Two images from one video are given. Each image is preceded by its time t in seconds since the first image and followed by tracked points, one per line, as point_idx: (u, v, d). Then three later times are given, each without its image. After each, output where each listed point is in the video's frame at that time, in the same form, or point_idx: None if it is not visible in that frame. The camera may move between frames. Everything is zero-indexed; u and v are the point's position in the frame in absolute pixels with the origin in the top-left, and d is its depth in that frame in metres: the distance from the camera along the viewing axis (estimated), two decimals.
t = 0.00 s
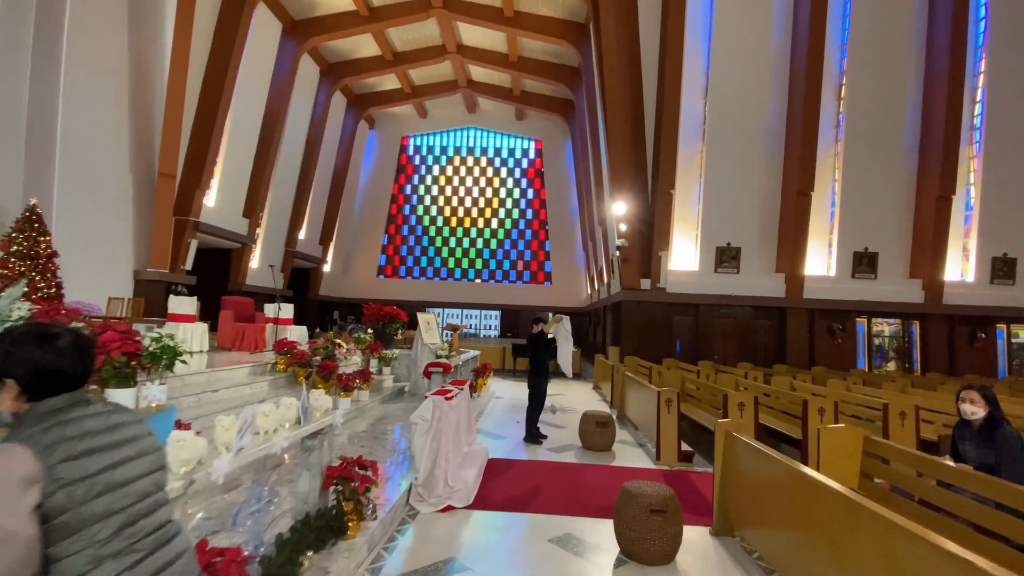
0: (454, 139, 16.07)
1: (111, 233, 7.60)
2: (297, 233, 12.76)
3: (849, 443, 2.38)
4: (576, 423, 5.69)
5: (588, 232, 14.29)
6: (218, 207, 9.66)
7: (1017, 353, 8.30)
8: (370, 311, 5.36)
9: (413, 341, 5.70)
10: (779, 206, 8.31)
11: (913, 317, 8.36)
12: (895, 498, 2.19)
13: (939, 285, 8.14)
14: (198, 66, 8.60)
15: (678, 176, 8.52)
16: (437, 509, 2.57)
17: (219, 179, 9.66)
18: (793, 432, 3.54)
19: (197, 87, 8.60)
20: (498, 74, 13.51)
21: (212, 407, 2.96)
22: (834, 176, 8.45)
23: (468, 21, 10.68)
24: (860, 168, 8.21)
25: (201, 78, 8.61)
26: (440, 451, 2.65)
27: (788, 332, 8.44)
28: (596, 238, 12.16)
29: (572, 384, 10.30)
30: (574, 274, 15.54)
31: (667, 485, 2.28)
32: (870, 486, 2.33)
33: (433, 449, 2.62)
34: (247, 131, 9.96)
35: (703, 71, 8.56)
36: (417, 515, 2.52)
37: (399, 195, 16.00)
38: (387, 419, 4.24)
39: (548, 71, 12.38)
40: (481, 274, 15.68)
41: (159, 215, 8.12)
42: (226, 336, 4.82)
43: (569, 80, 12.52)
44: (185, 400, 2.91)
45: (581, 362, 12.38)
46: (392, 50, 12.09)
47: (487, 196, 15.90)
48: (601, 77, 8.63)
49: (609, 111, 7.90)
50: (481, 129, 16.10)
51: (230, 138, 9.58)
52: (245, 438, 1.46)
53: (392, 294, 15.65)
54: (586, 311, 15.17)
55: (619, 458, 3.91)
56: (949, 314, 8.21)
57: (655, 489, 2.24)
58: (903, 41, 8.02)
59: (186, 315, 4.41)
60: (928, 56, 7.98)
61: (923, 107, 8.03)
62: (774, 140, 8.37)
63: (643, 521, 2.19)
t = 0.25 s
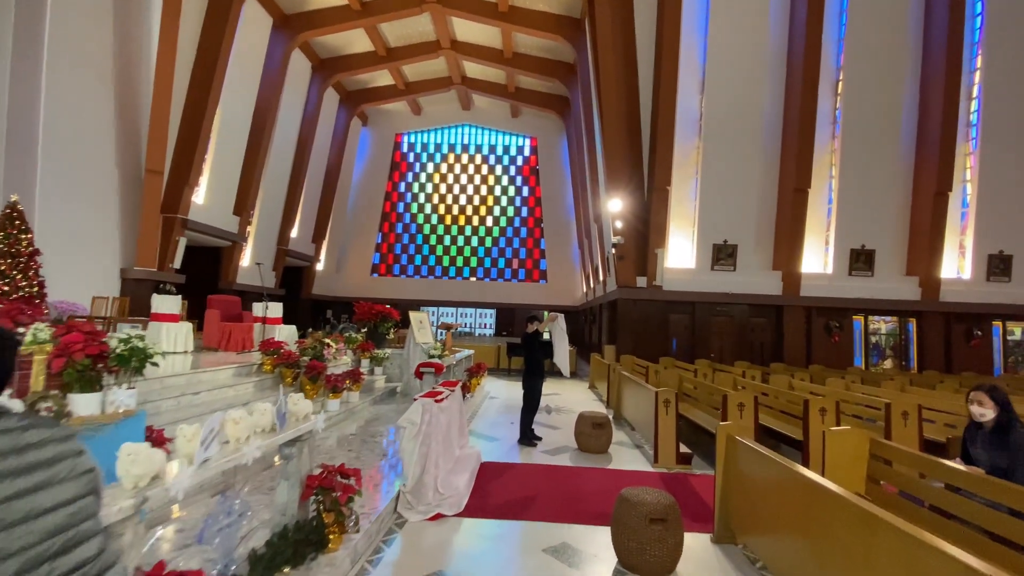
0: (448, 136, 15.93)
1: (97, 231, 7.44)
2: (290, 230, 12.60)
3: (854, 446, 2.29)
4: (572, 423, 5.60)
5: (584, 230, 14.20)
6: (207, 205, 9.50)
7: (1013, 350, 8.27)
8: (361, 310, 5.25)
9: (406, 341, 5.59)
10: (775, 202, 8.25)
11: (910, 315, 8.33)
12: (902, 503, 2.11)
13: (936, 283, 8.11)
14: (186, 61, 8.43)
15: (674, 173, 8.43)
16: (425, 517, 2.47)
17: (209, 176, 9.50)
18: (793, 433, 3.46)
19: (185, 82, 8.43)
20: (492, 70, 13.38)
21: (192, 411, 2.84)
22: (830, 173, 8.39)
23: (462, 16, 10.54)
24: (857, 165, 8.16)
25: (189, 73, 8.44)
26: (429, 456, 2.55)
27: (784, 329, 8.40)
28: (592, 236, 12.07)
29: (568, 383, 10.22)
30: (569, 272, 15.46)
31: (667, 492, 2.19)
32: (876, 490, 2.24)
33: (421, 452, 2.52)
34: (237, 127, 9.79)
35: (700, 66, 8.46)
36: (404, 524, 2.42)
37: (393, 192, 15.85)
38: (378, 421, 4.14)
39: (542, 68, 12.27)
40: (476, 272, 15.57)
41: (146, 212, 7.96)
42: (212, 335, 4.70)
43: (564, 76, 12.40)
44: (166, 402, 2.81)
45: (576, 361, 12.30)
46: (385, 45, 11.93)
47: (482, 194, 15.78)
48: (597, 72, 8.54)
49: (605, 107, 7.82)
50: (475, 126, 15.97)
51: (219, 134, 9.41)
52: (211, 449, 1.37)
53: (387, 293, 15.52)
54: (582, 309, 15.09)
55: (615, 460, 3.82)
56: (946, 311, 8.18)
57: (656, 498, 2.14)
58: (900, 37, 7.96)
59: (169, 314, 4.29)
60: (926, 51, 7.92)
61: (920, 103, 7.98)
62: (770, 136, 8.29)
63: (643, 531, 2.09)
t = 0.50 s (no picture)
0: (441, 132, 15.77)
1: (79, 228, 7.25)
2: (279, 228, 12.40)
3: (863, 449, 2.20)
4: (566, 423, 5.51)
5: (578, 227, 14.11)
6: (194, 202, 9.30)
7: (1007, 346, 8.28)
8: (351, 308, 5.12)
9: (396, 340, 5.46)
10: (770, 198, 8.19)
11: (905, 311, 8.31)
12: (911, 510, 2.02)
13: (930, 279, 8.09)
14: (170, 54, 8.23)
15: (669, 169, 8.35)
16: (412, 527, 2.36)
17: (195, 172, 9.31)
18: (793, 434, 3.38)
19: (169, 76, 8.23)
20: (484, 65, 13.24)
21: (166, 416, 2.71)
22: (825, 168, 8.34)
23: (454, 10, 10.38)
24: (852, 160, 8.10)
25: (173, 67, 8.24)
26: (418, 462, 2.43)
27: (780, 327, 8.35)
28: (586, 233, 11.98)
29: (562, 382, 10.13)
30: (563, 270, 15.37)
31: (667, 501, 2.09)
32: (885, 496, 2.16)
33: (409, 459, 2.40)
34: (223, 122, 9.59)
35: (694, 61, 8.37)
36: (390, 535, 2.31)
37: (385, 189, 15.67)
38: (368, 423, 4.02)
39: (535, 63, 12.14)
40: (469, 270, 15.44)
41: (130, 209, 7.76)
42: (194, 336, 4.55)
43: (557, 72, 12.28)
44: (139, 407, 2.67)
45: (570, 359, 12.21)
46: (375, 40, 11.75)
47: (475, 191, 15.64)
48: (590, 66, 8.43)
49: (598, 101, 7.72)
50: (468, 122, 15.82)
51: (205, 129, 9.21)
52: (167, 466, 1.32)
53: (379, 291, 15.36)
54: (576, 307, 15.02)
55: (611, 462, 3.72)
56: (941, 308, 8.17)
57: (655, 506, 2.04)
58: (896, 31, 7.89)
59: (150, 314, 4.14)
60: (920, 46, 7.87)
61: (915, 98, 7.94)
62: (765, 132, 8.22)
63: (642, 542, 1.99)
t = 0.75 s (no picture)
0: (431, 128, 15.60)
1: (56, 225, 7.02)
2: (266, 225, 12.18)
3: (867, 447, 2.13)
4: (559, 422, 5.43)
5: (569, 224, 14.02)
6: (176, 198, 9.08)
7: (997, 340, 8.33)
8: (338, 306, 4.99)
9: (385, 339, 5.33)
10: (763, 193, 8.15)
11: (896, 306, 8.32)
12: (918, 511, 1.95)
13: (921, 274, 8.11)
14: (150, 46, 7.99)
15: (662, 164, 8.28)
16: (399, 535, 2.26)
17: (177, 168, 9.08)
18: (792, 432, 3.31)
19: (149, 69, 7.99)
20: (474, 60, 13.08)
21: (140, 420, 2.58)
22: (817, 163, 8.32)
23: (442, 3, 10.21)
24: (844, 155, 8.09)
25: (153, 59, 8.00)
26: (404, 467, 2.31)
27: (772, 322, 8.34)
28: (578, 229, 11.90)
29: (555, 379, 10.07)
30: (555, 267, 15.28)
31: (667, 506, 2.00)
32: (891, 497, 2.09)
33: (395, 463, 2.29)
34: (207, 116, 9.36)
35: (686, 55, 8.29)
36: (375, 544, 2.21)
37: (374, 186, 15.48)
38: (356, 424, 3.89)
39: (525, 58, 12.01)
40: (460, 267, 15.31)
41: (110, 205, 7.54)
42: (175, 335, 4.41)
43: (548, 66, 12.15)
44: (110, 410, 2.54)
45: (563, 357, 12.14)
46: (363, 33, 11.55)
47: (466, 187, 15.49)
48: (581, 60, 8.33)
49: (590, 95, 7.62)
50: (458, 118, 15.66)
51: (187, 124, 8.98)
52: (118, 479, 1.24)
53: (369, 289, 15.18)
54: (568, 304, 14.95)
55: (605, 462, 3.64)
56: (932, 302, 8.20)
57: (654, 512, 1.96)
58: (887, 25, 7.87)
59: (127, 313, 3.98)
60: (911, 40, 7.85)
61: (906, 93, 7.93)
62: (758, 126, 8.17)
63: (642, 550, 1.91)
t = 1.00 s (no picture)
0: (416, 123, 15.37)
1: (23, 223, 6.71)
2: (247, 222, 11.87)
3: (877, 446, 2.03)
4: (549, 421, 5.31)
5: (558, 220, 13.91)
6: (151, 194, 8.77)
7: (983, 333, 8.40)
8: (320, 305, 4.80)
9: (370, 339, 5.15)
10: (752, 188, 8.11)
11: (884, 300, 8.36)
12: (932, 514, 1.86)
13: (908, 268, 8.15)
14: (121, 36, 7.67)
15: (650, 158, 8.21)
16: (382, 551, 2.13)
17: (152, 163, 8.77)
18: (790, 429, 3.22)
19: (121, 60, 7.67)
20: (460, 53, 12.88)
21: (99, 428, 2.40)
22: (806, 157, 8.31)
23: None
24: (832, 149, 8.08)
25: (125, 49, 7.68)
26: (387, 477, 2.16)
27: (761, 317, 8.32)
28: (566, 225, 11.79)
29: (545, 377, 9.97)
30: (544, 263, 15.16)
31: (671, 517, 1.90)
32: (902, 499, 1.99)
33: (377, 473, 2.13)
34: (184, 109, 9.05)
35: (675, 47, 8.20)
36: (357, 560, 2.07)
37: (359, 182, 15.21)
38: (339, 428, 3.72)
39: (512, 51, 11.84)
40: (447, 264, 15.12)
41: (81, 202, 7.24)
42: (146, 337, 4.22)
43: (534, 60, 12.00)
44: (67, 418, 2.36)
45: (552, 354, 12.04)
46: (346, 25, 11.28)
47: (452, 183, 15.29)
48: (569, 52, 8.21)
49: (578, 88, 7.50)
50: (444, 113, 15.44)
51: (162, 117, 8.67)
52: (43, 508, 1.10)
53: (354, 287, 14.93)
54: (557, 301, 14.86)
55: (599, 463, 3.53)
56: (919, 296, 8.24)
57: (656, 521, 1.86)
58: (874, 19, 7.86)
59: (93, 313, 3.77)
60: (898, 34, 7.85)
61: (893, 86, 7.93)
62: (746, 120, 8.12)
63: (647, 566, 1.80)
